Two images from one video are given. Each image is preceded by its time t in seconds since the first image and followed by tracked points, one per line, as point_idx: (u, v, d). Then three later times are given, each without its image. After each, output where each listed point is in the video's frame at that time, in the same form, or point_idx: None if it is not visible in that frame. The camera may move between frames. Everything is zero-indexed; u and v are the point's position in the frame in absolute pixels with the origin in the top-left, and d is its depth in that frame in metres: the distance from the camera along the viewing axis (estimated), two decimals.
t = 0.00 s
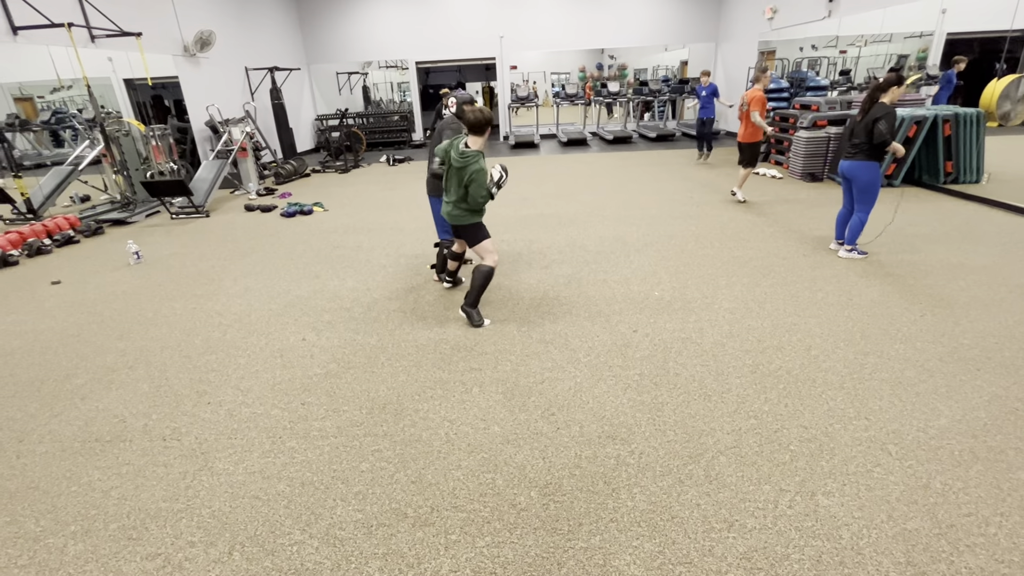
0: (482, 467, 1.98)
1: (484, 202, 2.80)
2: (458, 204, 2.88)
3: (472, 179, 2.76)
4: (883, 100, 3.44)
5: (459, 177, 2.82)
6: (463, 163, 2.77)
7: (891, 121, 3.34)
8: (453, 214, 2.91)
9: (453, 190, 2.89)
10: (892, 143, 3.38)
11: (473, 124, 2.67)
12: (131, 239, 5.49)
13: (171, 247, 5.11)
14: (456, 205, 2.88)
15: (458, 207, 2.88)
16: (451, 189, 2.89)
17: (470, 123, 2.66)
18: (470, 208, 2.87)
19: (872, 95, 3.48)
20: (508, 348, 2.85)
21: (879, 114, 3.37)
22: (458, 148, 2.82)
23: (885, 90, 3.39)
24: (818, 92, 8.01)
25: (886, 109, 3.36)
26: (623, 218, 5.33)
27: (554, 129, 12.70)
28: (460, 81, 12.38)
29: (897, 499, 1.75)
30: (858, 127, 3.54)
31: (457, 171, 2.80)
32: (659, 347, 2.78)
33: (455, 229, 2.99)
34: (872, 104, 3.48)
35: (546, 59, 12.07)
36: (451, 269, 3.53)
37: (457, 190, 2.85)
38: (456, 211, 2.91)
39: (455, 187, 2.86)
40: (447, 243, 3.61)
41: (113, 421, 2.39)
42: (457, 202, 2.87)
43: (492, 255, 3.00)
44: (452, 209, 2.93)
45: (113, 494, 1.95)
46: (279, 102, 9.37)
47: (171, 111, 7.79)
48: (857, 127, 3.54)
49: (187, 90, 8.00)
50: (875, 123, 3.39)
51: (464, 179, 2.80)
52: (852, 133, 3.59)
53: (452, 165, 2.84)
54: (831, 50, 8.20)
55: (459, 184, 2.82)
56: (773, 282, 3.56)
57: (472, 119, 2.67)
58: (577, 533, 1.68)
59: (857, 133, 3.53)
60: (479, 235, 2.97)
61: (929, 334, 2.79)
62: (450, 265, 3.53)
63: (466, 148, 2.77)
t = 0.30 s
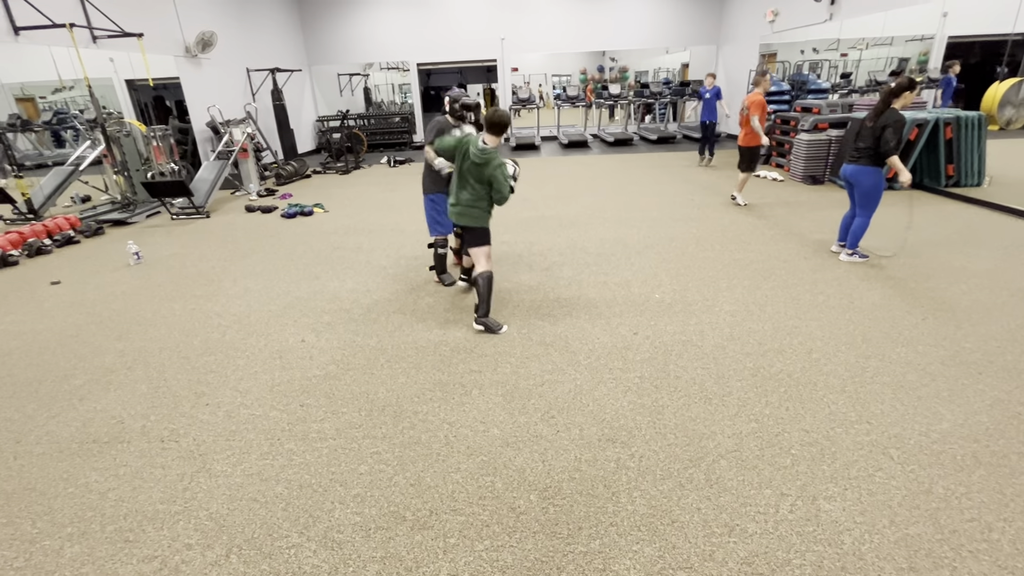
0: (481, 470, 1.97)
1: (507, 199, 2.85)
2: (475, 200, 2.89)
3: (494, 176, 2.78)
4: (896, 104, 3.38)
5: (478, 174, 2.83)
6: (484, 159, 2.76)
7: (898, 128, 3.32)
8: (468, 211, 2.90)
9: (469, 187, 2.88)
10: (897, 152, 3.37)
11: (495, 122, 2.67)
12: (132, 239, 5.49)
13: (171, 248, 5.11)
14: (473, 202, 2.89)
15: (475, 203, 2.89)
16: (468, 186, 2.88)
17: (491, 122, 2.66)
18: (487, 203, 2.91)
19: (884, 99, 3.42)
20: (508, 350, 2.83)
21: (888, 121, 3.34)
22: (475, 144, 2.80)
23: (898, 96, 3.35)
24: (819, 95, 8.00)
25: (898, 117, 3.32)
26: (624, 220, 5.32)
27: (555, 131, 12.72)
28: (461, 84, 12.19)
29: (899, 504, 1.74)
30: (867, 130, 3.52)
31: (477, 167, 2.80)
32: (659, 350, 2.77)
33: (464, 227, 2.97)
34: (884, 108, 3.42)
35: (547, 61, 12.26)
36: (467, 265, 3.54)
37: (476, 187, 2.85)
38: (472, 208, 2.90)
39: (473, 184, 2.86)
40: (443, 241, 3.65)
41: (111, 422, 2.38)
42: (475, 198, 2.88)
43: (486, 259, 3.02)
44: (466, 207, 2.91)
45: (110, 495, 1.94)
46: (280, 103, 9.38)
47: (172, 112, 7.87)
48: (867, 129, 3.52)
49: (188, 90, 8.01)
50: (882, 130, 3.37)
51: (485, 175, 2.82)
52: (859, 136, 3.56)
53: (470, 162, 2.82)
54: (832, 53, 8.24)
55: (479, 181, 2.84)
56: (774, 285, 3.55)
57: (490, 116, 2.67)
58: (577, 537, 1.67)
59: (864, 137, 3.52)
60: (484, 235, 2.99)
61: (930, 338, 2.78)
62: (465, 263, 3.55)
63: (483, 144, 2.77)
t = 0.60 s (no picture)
0: (483, 475, 1.96)
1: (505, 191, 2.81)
2: (477, 197, 2.94)
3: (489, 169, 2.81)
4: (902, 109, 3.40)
5: (478, 170, 2.89)
6: (481, 155, 2.84)
7: (905, 132, 3.32)
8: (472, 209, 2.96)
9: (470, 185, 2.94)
10: (904, 154, 3.35)
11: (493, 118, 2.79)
12: (137, 242, 5.52)
13: (176, 251, 5.13)
14: (476, 199, 2.94)
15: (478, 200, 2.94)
16: (468, 184, 2.94)
17: (490, 117, 2.77)
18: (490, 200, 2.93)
19: (891, 103, 3.44)
20: (511, 354, 2.83)
21: (896, 124, 3.35)
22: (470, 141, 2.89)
23: (905, 100, 3.37)
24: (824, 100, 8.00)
25: (904, 121, 3.33)
26: (627, 225, 5.32)
27: (559, 135, 12.73)
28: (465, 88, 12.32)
29: (906, 512, 1.72)
30: (875, 135, 3.51)
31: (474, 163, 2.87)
32: (663, 355, 2.76)
33: (472, 227, 3.02)
34: (891, 112, 3.44)
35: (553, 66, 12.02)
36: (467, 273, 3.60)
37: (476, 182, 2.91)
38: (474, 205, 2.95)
39: (472, 181, 2.92)
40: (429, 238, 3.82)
41: (115, 424, 2.39)
42: (477, 195, 2.93)
43: (502, 255, 3.04)
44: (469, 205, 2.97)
45: (113, 498, 1.94)
46: (285, 107, 9.43)
47: (179, 116, 7.79)
48: (875, 134, 3.51)
49: (194, 94, 8.06)
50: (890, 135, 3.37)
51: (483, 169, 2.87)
52: (867, 140, 3.57)
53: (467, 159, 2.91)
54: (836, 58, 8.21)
55: (477, 177, 2.89)
56: (778, 290, 3.54)
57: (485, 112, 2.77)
58: (580, 543, 1.66)
59: (872, 142, 3.51)
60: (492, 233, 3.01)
61: (936, 345, 2.76)
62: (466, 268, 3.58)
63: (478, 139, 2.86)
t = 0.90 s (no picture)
0: (488, 483, 1.95)
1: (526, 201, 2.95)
2: (496, 212, 2.97)
3: (510, 183, 2.86)
4: (899, 116, 3.41)
5: (496, 185, 2.91)
6: (498, 168, 2.86)
7: (910, 140, 3.33)
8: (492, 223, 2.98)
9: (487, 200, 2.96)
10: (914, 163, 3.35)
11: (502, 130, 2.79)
12: (145, 245, 5.56)
13: (183, 255, 5.16)
14: (496, 213, 2.98)
15: (497, 214, 2.98)
16: (485, 200, 2.95)
17: (498, 127, 2.77)
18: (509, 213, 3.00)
19: (888, 111, 3.43)
20: (516, 361, 2.83)
21: (899, 134, 3.34)
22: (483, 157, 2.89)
23: (902, 107, 3.36)
24: (829, 108, 8.00)
25: (905, 129, 3.34)
26: (632, 231, 5.32)
27: (564, 142, 12.75)
28: (471, 94, 12.20)
29: (913, 523, 1.71)
30: (876, 144, 3.49)
31: (492, 178, 2.89)
32: (668, 363, 2.75)
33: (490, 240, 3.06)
34: (889, 120, 3.43)
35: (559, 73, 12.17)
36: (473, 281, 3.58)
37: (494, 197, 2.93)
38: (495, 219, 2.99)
39: (490, 196, 2.94)
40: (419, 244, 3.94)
41: (121, 427, 2.40)
42: (497, 210, 2.97)
43: (515, 266, 3.10)
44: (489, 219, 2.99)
45: (120, 502, 1.95)
46: (292, 113, 9.50)
47: (187, 121, 7.82)
48: (876, 143, 3.49)
49: (202, 99, 8.12)
50: (897, 145, 3.36)
51: (502, 183, 2.90)
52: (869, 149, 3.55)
53: (482, 174, 2.91)
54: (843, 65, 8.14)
55: (495, 192, 2.92)
56: (783, 298, 3.53)
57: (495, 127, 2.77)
58: (585, 551, 1.65)
59: (875, 150, 3.49)
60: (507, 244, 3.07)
61: (943, 354, 2.74)
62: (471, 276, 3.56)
63: (491, 154, 2.86)
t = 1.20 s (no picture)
0: (490, 491, 1.96)
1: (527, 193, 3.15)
2: (502, 209, 3.13)
3: (512, 178, 3.07)
4: (897, 124, 3.44)
5: (498, 183, 3.08)
6: (498, 166, 3.04)
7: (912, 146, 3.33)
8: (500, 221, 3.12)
9: (492, 200, 3.11)
10: (915, 167, 3.34)
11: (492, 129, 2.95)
12: (152, 250, 5.61)
13: (189, 259, 5.20)
14: (502, 210, 3.14)
15: (503, 212, 3.13)
16: (489, 200, 3.10)
17: (488, 126, 2.92)
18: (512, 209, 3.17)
19: (886, 121, 3.47)
20: (520, 368, 2.83)
21: (898, 140, 3.35)
22: (480, 158, 3.05)
23: (899, 116, 3.40)
24: (834, 115, 8.00)
25: (905, 136, 3.34)
26: (636, 238, 5.33)
27: (569, 148, 12.81)
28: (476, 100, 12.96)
29: (918, 535, 1.70)
30: (877, 153, 3.51)
31: (493, 176, 3.06)
32: (671, 371, 2.75)
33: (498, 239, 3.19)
34: (888, 129, 3.46)
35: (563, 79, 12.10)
36: (476, 289, 3.56)
37: (499, 195, 3.10)
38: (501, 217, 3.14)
39: (494, 196, 3.09)
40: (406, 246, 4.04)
41: (127, 432, 2.42)
42: (500, 208, 3.13)
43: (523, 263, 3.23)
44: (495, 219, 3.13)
45: (125, 507, 1.96)
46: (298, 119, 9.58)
47: (195, 126, 7.85)
48: (877, 152, 3.52)
49: (209, 105, 8.20)
50: (898, 151, 3.36)
51: (503, 180, 3.08)
52: (872, 160, 3.57)
53: (484, 175, 3.07)
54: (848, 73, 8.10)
55: (498, 189, 3.09)
56: (788, 307, 3.52)
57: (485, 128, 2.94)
58: (587, 561, 1.65)
59: (878, 159, 3.51)
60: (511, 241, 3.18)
61: (949, 365, 2.73)
62: (473, 283, 3.54)
63: (488, 154, 3.03)
